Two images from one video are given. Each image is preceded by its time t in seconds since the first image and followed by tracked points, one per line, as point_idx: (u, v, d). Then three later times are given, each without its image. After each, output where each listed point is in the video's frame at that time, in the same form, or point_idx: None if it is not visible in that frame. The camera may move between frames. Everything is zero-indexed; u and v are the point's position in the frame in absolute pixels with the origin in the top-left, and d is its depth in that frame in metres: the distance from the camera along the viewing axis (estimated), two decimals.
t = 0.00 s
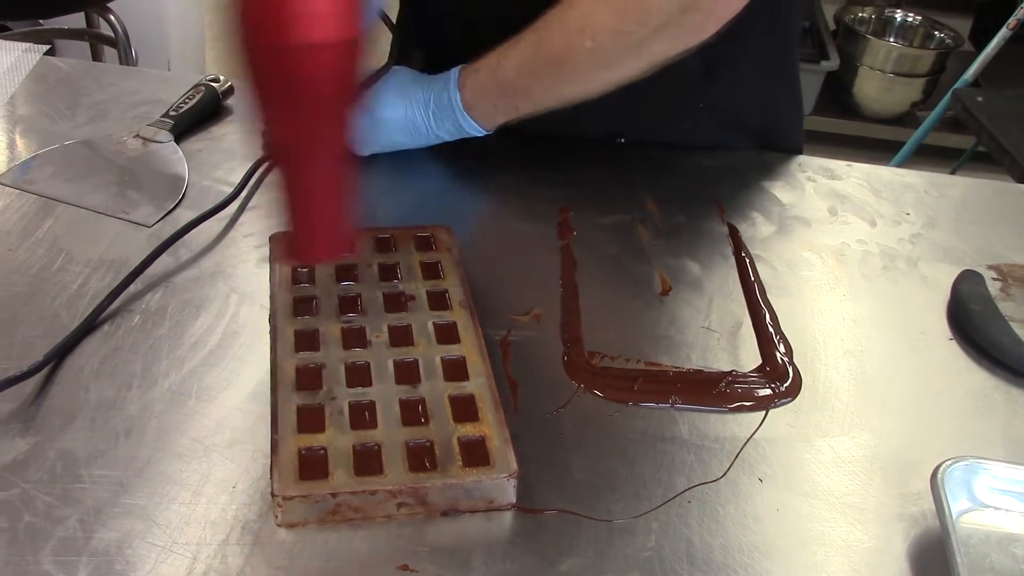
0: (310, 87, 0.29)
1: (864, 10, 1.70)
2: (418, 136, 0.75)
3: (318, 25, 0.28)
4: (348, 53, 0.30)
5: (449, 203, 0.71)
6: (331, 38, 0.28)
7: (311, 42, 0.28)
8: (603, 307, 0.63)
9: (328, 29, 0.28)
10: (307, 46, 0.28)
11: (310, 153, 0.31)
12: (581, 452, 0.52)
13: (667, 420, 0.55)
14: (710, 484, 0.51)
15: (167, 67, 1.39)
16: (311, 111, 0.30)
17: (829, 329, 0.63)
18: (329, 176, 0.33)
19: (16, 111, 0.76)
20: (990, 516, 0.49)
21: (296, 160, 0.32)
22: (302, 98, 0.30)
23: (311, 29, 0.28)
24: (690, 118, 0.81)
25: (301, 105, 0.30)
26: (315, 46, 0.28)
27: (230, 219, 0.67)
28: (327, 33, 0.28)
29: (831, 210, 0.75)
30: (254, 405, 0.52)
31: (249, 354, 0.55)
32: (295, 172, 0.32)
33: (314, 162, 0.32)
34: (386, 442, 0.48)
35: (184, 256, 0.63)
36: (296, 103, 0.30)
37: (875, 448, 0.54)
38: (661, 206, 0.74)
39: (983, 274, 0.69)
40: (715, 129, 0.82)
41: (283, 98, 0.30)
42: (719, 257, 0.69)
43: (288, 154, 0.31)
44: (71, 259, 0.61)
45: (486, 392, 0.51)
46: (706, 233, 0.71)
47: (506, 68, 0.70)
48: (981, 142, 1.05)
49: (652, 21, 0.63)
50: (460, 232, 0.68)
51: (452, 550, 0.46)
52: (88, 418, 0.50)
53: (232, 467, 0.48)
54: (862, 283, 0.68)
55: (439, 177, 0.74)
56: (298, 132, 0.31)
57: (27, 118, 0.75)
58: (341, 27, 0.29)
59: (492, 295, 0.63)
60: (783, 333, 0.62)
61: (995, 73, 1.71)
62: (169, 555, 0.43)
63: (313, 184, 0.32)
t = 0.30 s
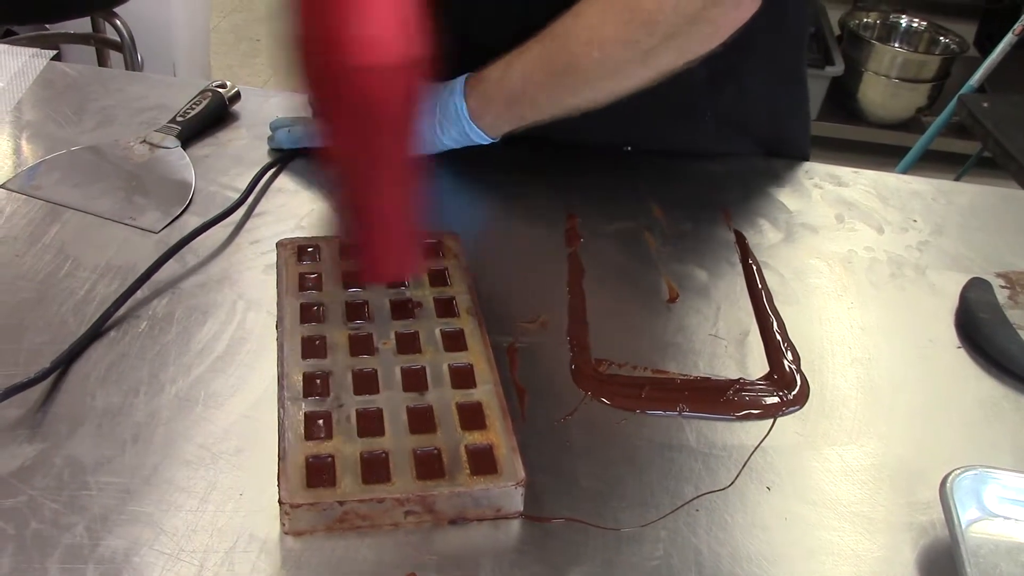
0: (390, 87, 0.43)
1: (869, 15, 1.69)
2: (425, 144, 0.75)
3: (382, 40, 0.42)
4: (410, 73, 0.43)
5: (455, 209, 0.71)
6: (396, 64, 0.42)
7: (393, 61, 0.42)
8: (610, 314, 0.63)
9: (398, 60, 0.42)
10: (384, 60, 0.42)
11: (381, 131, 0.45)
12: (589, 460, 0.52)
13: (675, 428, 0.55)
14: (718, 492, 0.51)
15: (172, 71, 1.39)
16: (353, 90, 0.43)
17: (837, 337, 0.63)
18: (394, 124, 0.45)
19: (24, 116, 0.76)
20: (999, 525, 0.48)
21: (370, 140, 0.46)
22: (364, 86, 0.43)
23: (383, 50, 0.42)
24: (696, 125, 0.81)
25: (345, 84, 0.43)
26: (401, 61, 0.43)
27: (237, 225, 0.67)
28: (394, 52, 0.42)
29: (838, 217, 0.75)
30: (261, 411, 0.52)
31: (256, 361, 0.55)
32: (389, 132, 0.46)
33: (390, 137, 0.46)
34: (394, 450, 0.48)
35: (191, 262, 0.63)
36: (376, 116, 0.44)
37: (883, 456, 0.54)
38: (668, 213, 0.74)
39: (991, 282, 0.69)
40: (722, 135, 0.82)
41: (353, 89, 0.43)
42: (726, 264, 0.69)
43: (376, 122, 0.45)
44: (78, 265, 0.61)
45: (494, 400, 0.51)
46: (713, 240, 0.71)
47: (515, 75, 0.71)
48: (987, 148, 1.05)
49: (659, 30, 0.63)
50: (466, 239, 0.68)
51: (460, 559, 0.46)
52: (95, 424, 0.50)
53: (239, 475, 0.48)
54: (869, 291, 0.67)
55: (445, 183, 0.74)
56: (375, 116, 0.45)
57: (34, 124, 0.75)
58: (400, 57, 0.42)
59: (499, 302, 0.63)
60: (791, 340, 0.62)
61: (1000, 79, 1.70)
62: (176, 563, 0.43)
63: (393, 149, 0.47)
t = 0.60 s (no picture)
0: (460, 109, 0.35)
1: (873, 19, 1.69)
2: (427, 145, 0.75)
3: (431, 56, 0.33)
4: (490, 79, 0.35)
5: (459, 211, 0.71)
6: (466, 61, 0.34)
7: (440, 51, 0.33)
8: (614, 316, 0.63)
9: (450, 58, 0.33)
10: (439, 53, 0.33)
11: (445, 133, 0.35)
12: (593, 462, 0.52)
13: (679, 430, 0.54)
14: (722, 495, 0.50)
15: (177, 73, 1.39)
16: (428, 109, 0.35)
17: (842, 340, 0.63)
18: (470, 127, 0.35)
19: (28, 116, 0.76)
20: (1005, 529, 0.48)
21: (433, 125, 0.35)
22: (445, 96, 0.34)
23: (444, 53, 0.33)
24: (701, 128, 0.81)
25: (427, 105, 0.34)
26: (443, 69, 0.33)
27: (242, 225, 0.67)
28: (449, 56, 0.33)
29: (843, 220, 0.75)
30: (264, 411, 0.52)
31: (260, 361, 0.55)
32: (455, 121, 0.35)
33: (462, 101, 0.35)
34: (397, 451, 0.47)
35: (195, 262, 0.63)
36: (410, 86, 0.34)
37: (888, 460, 0.54)
38: (673, 215, 0.73)
39: (997, 285, 0.69)
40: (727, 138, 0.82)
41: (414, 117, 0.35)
42: (731, 267, 0.69)
43: (435, 118, 0.35)
44: (82, 265, 0.61)
45: (497, 401, 0.51)
46: (718, 242, 0.71)
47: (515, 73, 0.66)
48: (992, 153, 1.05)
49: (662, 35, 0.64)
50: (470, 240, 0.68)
51: (463, 561, 0.45)
52: (98, 424, 0.50)
53: (242, 475, 0.48)
54: (874, 294, 0.67)
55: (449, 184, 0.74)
56: (425, 135, 0.35)
57: (39, 124, 0.75)
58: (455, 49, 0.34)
59: (503, 303, 0.63)
60: (795, 343, 0.62)
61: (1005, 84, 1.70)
62: (179, 563, 0.43)
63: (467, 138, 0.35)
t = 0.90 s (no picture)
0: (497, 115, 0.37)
1: (872, 16, 1.69)
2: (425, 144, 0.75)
3: (463, 42, 0.36)
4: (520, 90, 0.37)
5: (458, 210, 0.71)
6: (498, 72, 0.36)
7: (470, 55, 0.36)
8: (614, 313, 0.63)
9: (472, 66, 0.36)
10: (471, 54, 0.36)
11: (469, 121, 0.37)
12: (593, 460, 0.52)
13: (679, 427, 0.55)
14: (722, 491, 0.50)
15: (176, 75, 1.40)
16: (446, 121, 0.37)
17: (841, 336, 0.63)
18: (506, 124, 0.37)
19: (27, 118, 0.76)
20: (1004, 524, 0.48)
21: (455, 127, 0.37)
22: (475, 109, 0.36)
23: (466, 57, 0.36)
24: (699, 126, 0.81)
25: (461, 123, 0.37)
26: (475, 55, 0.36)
27: (242, 225, 0.67)
28: (473, 65, 0.36)
29: (842, 216, 0.75)
30: (265, 411, 0.52)
31: (260, 361, 0.55)
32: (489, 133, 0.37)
33: (488, 103, 0.36)
34: (397, 449, 0.48)
35: (195, 262, 0.63)
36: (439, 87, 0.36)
37: (888, 455, 0.54)
38: (672, 212, 0.74)
39: (996, 281, 0.69)
40: (726, 135, 0.82)
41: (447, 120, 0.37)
42: (731, 264, 0.69)
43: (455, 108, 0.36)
44: (82, 266, 0.62)
45: (497, 399, 0.51)
46: (717, 239, 0.71)
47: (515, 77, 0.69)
48: (991, 149, 1.05)
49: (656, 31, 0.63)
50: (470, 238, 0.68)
51: (464, 558, 0.46)
52: (99, 424, 0.50)
53: (244, 474, 0.48)
54: (873, 290, 0.67)
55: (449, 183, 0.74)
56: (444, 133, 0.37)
57: (39, 126, 0.76)
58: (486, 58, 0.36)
59: (503, 302, 0.63)
60: (794, 339, 0.62)
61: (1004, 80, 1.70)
62: (181, 562, 0.43)
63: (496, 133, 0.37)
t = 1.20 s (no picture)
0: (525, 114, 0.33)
1: (870, 15, 1.69)
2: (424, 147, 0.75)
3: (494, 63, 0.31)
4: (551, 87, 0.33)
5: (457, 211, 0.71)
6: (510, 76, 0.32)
7: (533, 37, 0.32)
8: (613, 313, 0.63)
9: (502, 66, 0.32)
10: (530, 40, 0.32)
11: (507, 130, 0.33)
12: (593, 460, 0.52)
13: (679, 426, 0.55)
14: (722, 490, 0.50)
15: (175, 78, 1.40)
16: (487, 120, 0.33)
17: (840, 335, 0.63)
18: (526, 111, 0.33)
19: (26, 121, 0.76)
20: (1004, 522, 0.48)
21: (501, 128, 0.33)
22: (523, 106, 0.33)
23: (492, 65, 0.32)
24: (697, 126, 0.81)
25: (495, 114, 0.33)
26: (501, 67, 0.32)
27: (241, 227, 0.67)
28: (502, 61, 0.31)
29: (841, 215, 0.75)
30: (264, 413, 0.52)
31: (260, 363, 0.55)
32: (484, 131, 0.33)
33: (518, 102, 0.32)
34: (397, 450, 0.48)
35: (194, 265, 0.63)
36: (473, 90, 0.32)
37: (888, 453, 0.54)
38: (671, 212, 0.74)
39: (995, 279, 0.69)
40: (724, 135, 0.82)
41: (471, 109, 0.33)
42: (730, 263, 0.69)
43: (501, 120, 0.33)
44: (81, 269, 0.62)
45: (497, 399, 0.51)
46: (716, 238, 0.71)
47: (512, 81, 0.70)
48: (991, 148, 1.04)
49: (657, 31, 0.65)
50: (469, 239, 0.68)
51: (464, 559, 0.46)
52: (98, 427, 0.50)
53: (243, 476, 0.48)
54: (873, 288, 0.67)
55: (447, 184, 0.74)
56: (492, 137, 0.33)
57: (38, 129, 0.76)
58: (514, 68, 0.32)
59: (503, 302, 0.63)
60: (794, 338, 0.62)
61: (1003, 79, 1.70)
62: (181, 564, 0.43)
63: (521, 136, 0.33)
